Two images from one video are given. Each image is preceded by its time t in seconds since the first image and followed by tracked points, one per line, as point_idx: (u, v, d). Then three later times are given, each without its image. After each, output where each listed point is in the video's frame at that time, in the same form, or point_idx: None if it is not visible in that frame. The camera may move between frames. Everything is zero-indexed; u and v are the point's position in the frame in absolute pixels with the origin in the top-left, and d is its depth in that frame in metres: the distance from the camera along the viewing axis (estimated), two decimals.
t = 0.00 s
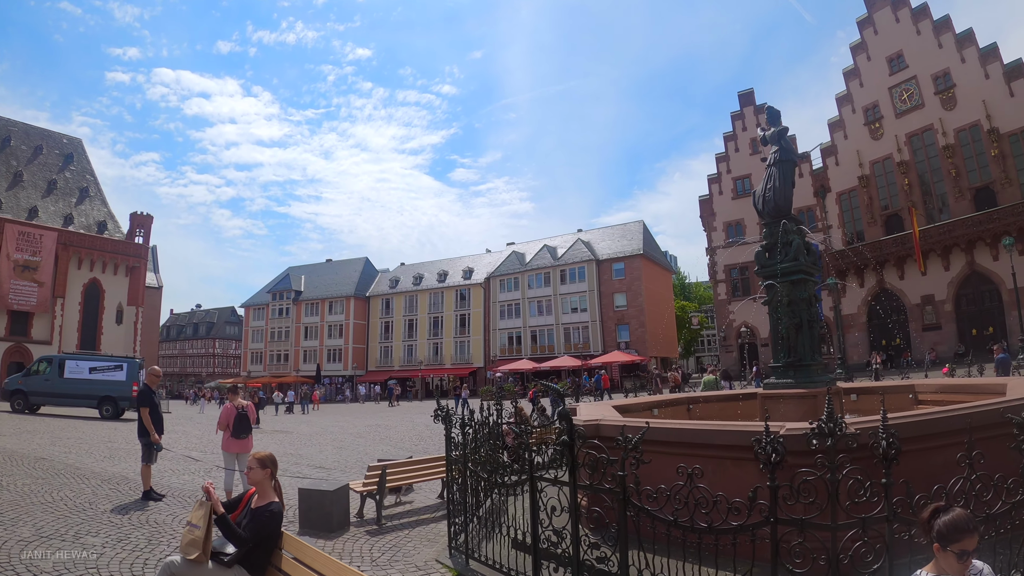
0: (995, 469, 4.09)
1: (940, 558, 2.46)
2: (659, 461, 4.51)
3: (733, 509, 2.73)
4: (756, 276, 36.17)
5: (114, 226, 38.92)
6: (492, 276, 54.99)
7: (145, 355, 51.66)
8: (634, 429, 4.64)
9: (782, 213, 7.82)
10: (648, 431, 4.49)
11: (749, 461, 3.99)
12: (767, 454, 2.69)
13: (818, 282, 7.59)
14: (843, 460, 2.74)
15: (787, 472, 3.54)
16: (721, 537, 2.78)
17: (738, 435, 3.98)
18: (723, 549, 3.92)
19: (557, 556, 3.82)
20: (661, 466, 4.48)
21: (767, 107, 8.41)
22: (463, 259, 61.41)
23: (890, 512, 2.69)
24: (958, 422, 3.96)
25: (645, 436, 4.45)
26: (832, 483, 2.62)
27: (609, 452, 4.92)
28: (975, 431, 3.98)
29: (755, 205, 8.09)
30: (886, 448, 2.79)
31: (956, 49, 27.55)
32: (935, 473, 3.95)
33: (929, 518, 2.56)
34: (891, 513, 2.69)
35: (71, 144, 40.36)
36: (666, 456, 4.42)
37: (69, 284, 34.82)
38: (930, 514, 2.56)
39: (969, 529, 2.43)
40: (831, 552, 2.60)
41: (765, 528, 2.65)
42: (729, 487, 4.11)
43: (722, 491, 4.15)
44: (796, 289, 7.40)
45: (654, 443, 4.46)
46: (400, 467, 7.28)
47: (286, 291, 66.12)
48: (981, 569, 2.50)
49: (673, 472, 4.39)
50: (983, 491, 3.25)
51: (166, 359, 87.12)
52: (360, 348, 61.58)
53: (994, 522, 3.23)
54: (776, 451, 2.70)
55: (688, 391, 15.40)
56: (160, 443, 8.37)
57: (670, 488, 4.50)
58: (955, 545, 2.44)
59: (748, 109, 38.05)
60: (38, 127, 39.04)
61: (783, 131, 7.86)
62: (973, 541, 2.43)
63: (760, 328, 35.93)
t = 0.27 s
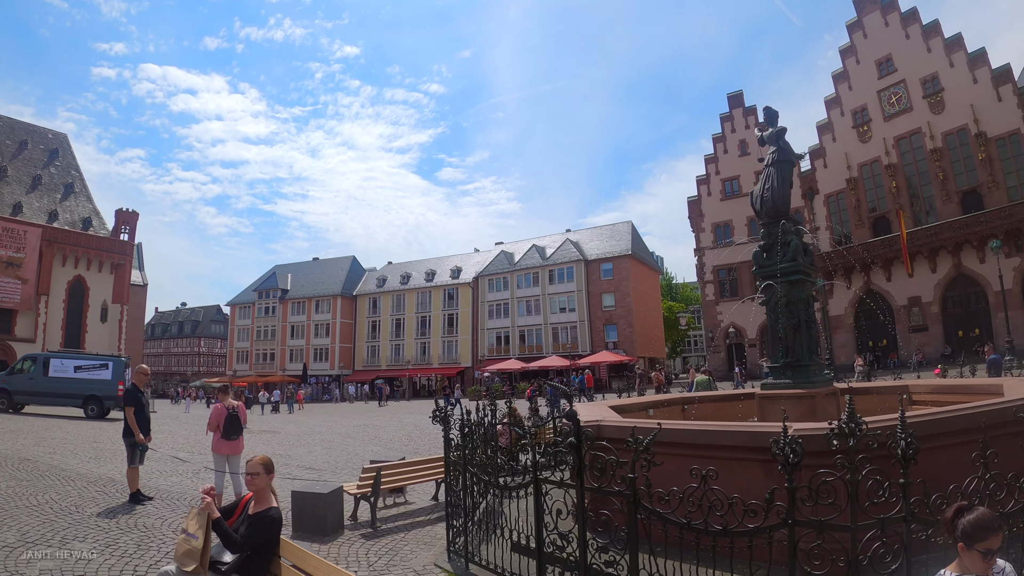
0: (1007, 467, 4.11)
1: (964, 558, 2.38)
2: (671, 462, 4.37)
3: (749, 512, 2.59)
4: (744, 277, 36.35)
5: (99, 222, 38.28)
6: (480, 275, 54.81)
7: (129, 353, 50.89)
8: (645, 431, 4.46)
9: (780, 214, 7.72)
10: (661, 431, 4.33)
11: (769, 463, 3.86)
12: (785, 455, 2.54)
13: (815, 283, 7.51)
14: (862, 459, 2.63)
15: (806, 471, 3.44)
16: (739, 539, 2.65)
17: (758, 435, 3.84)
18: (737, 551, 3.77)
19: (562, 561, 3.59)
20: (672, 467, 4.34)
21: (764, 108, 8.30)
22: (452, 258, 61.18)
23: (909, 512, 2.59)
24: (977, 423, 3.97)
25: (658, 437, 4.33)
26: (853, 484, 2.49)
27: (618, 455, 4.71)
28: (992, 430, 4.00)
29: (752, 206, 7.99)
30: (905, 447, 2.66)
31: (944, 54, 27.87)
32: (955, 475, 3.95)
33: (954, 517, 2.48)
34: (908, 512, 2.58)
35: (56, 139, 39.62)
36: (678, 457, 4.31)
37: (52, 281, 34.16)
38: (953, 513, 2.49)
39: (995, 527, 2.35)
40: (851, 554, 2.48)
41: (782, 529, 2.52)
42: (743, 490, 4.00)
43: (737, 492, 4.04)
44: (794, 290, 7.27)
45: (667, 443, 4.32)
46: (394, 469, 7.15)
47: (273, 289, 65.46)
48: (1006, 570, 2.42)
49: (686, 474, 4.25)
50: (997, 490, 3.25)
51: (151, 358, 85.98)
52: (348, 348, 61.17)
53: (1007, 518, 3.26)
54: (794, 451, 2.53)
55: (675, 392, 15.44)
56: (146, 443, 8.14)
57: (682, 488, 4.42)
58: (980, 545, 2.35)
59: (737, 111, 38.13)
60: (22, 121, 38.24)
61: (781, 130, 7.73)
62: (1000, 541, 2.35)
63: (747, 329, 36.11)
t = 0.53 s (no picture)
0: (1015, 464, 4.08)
1: (985, 555, 2.20)
2: (683, 462, 4.03)
3: (763, 511, 2.44)
4: (733, 277, 36.53)
5: (85, 219, 37.69)
6: (470, 274, 54.61)
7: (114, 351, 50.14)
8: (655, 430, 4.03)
9: (778, 213, 7.63)
10: (676, 430, 3.95)
11: (785, 464, 3.61)
12: (799, 452, 2.45)
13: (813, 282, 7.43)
14: (881, 459, 2.52)
15: (826, 469, 3.38)
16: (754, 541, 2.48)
17: (777, 436, 3.55)
18: (750, 553, 3.58)
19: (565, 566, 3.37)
20: (686, 468, 4.00)
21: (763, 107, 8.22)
22: (441, 256, 60.93)
23: (925, 511, 2.42)
24: (995, 416, 3.90)
25: (671, 437, 3.99)
26: (870, 482, 2.35)
27: (626, 453, 4.30)
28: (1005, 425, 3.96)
29: (750, 205, 7.91)
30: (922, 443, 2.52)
31: (933, 56, 28.12)
32: (970, 470, 3.87)
33: (974, 515, 2.30)
34: (926, 510, 2.44)
35: (41, 133, 38.93)
36: (695, 457, 3.97)
37: (37, 278, 33.58)
38: (973, 509, 2.30)
39: (1019, 524, 2.16)
40: (869, 554, 2.34)
41: (797, 530, 2.37)
42: (760, 490, 3.70)
43: (754, 492, 3.75)
44: (792, 289, 7.20)
45: (682, 443, 3.96)
46: (390, 469, 7.01)
47: (260, 287, 64.85)
48: None
49: (699, 474, 3.92)
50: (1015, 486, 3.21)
51: (136, 356, 84.95)
52: (335, 346, 60.80)
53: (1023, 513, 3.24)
54: (811, 451, 2.43)
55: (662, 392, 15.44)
56: (131, 445, 7.83)
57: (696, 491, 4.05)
58: (1004, 543, 2.17)
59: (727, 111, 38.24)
60: (6, 115, 37.50)
61: (779, 129, 7.67)
62: None
63: (736, 329, 36.28)
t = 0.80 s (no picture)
0: None
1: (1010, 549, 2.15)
2: (700, 460, 3.96)
3: (783, 508, 2.41)
4: (727, 277, 36.68)
5: (77, 216, 37.34)
6: (464, 273, 54.51)
7: (106, 350, 49.72)
8: (672, 428, 3.96)
9: (781, 211, 7.60)
10: (693, 427, 3.89)
11: (796, 461, 3.59)
12: (821, 447, 2.42)
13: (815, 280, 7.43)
14: (903, 454, 2.50)
15: (845, 464, 3.40)
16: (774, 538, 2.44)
17: (797, 432, 3.51)
18: (764, 551, 3.55)
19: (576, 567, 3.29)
20: (702, 465, 3.94)
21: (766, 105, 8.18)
22: (434, 255, 60.79)
23: (945, 505, 2.39)
24: (1007, 412, 3.91)
25: (687, 435, 3.91)
26: (891, 477, 2.33)
27: (641, 452, 4.21)
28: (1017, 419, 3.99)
29: (753, 203, 7.88)
30: (942, 438, 2.48)
31: (928, 58, 28.29)
32: (982, 465, 3.89)
33: (995, 508, 2.25)
34: (944, 506, 2.40)
35: (33, 129, 38.50)
36: (712, 456, 3.88)
37: (28, 276, 33.21)
38: (995, 503, 2.26)
39: None
40: (890, 549, 2.32)
41: (819, 526, 2.33)
42: (780, 485, 3.65)
43: (774, 488, 3.69)
44: (794, 288, 7.19)
45: (700, 441, 3.89)
46: (392, 469, 6.95)
47: (252, 285, 64.47)
48: None
49: (717, 472, 3.86)
50: None
51: (127, 354, 84.34)
52: (328, 345, 60.60)
53: None
54: (832, 446, 2.40)
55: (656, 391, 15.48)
56: (124, 446, 7.38)
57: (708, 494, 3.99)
58: None
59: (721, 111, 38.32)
60: None
61: (781, 127, 7.64)
62: None
63: (729, 328, 36.41)
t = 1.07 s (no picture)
0: None
1: None
2: (721, 459, 3.92)
3: (806, 505, 2.41)
4: (723, 277, 36.82)
5: (70, 212, 37.09)
6: (458, 272, 54.46)
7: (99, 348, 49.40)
8: (690, 427, 3.92)
9: (786, 210, 7.60)
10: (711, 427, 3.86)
11: (807, 459, 3.61)
12: (844, 444, 2.41)
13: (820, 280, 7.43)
14: (923, 450, 2.50)
15: (869, 461, 3.40)
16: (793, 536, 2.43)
17: (809, 431, 3.52)
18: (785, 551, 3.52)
19: (588, 568, 3.26)
20: (720, 464, 3.92)
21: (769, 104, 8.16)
22: (429, 254, 60.70)
23: (964, 500, 2.40)
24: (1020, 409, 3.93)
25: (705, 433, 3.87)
26: (915, 474, 2.33)
27: (660, 450, 4.17)
28: None
29: (757, 202, 7.87)
30: (961, 434, 2.48)
31: (924, 61, 28.46)
32: (998, 462, 3.91)
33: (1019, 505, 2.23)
34: (963, 501, 2.41)
35: (26, 125, 38.18)
36: (731, 454, 3.86)
37: (21, 273, 32.96)
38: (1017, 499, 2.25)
39: None
40: (912, 545, 2.33)
41: (841, 523, 2.33)
42: (803, 484, 3.63)
43: (793, 487, 3.68)
44: (799, 287, 7.20)
45: (719, 440, 3.86)
46: (396, 468, 6.89)
47: (246, 283, 64.21)
48: None
49: (737, 470, 3.83)
50: None
51: (120, 352, 83.90)
52: (322, 343, 60.45)
53: None
54: (853, 443, 2.40)
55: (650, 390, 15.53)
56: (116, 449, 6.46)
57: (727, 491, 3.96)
58: None
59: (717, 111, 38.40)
60: None
61: (786, 127, 7.64)
62: None
63: (724, 328, 36.48)
